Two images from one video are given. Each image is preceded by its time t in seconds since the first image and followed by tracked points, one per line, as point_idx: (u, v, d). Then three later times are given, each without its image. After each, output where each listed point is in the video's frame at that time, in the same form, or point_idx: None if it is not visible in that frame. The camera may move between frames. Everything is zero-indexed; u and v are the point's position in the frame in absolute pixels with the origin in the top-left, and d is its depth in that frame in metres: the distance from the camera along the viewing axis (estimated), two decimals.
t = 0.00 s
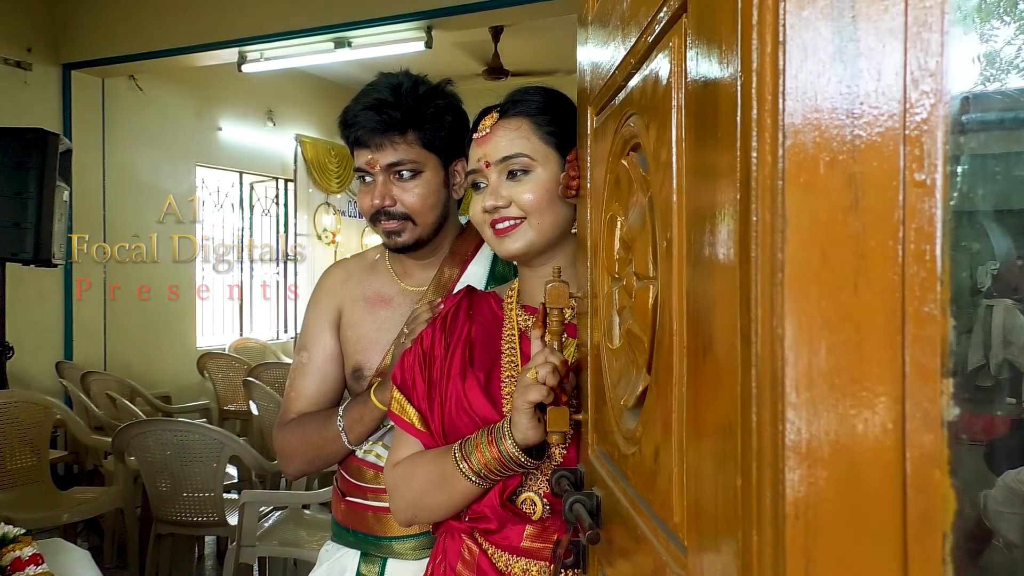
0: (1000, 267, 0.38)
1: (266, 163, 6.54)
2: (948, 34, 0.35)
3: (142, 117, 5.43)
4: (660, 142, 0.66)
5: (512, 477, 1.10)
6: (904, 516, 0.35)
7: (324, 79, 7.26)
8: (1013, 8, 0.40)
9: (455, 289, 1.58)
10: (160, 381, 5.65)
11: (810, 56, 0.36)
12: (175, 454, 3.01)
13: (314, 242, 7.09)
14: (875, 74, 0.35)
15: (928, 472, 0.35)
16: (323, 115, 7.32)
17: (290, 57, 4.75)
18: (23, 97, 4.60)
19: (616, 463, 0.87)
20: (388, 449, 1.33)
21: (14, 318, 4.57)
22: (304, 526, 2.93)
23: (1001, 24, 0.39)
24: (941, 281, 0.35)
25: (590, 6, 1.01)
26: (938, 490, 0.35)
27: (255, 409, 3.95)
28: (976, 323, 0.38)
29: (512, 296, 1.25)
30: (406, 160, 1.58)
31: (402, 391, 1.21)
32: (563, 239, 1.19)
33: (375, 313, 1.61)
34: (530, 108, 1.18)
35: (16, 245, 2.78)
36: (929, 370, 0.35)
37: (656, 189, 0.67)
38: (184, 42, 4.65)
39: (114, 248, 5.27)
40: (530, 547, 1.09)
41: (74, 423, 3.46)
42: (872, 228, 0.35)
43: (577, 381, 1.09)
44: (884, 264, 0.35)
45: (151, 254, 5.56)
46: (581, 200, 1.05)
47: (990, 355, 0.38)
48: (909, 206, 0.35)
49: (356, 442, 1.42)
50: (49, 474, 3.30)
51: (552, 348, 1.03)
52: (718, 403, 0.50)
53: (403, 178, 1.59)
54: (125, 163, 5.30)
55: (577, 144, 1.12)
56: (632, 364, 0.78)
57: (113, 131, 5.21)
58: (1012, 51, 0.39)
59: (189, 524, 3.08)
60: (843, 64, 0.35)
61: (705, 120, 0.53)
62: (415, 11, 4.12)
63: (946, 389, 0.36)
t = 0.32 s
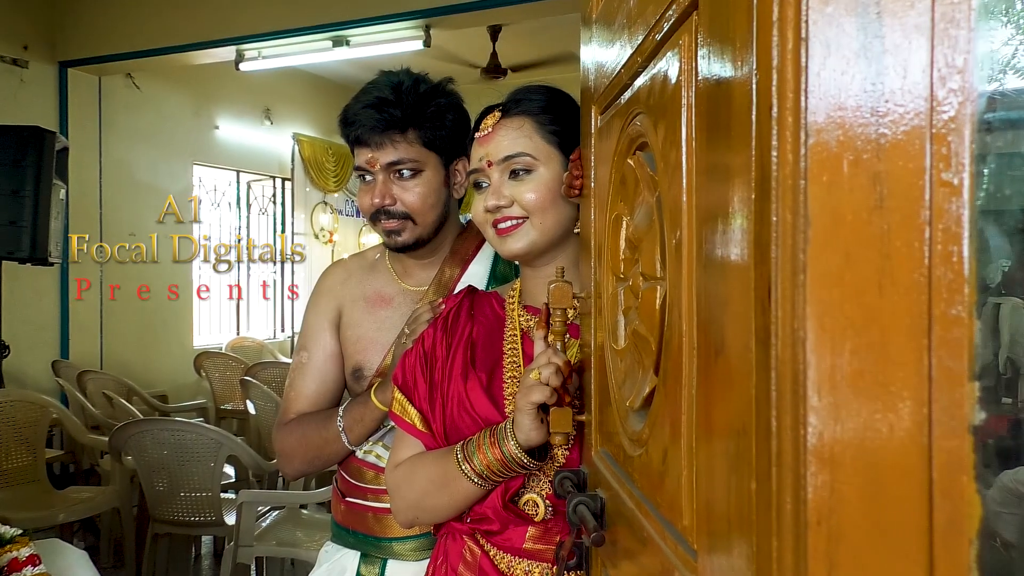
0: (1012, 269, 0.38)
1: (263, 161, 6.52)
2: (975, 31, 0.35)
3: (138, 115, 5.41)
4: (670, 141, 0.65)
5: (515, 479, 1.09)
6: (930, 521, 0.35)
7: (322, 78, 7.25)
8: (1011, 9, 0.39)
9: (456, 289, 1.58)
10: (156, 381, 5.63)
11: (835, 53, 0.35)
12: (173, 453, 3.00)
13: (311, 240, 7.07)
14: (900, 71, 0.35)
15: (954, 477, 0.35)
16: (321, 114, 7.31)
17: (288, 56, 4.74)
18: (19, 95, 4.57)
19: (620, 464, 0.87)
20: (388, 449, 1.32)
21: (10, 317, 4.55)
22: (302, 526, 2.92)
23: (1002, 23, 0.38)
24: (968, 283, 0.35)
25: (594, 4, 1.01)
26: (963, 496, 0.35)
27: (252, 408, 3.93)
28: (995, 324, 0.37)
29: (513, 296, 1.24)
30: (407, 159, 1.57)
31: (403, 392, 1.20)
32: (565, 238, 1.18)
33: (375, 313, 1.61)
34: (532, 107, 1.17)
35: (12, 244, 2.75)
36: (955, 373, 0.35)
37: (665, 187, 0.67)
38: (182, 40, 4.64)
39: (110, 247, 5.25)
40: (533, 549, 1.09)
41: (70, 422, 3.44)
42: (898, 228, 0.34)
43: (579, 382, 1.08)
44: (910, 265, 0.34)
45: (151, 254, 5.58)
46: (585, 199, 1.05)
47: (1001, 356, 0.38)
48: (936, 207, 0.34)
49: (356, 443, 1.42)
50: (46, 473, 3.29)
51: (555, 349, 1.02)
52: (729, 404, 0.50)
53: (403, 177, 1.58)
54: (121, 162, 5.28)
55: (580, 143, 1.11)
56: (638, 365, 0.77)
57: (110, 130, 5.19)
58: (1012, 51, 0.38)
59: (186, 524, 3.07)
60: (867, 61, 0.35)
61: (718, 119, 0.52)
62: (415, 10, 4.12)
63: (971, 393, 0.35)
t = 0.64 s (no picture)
0: None
1: (257, 160, 6.49)
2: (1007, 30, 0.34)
3: (132, 114, 5.37)
4: (679, 141, 0.64)
5: (516, 481, 1.08)
6: (962, 528, 0.34)
7: (316, 76, 7.23)
8: None
9: (455, 290, 1.57)
10: (149, 381, 5.60)
11: (862, 49, 0.34)
12: (167, 454, 2.98)
13: (305, 240, 7.06)
14: (931, 69, 0.34)
15: (987, 482, 0.34)
16: (315, 113, 7.28)
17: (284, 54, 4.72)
18: (11, 92, 4.54)
19: (625, 465, 0.86)
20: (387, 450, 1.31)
21: (3, 316, 4.52)
22: (297, 526, 2.92)
23: None
24: (1001, 287, 0.34)
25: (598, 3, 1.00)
26: (998, 501, 0.34)
27: (247, 408, 3.92)
28: None
29: (513, 297, 1.23)
30: (406, 159, 1.56)
31: (402, 393, 1.19)
32: (566, 238, 1.17)
33: (374, 313, 1.59)
34: (533, 107, 1.17)
35: (4, 243, 2.76)
36: (989, 377, 0.34)
37: (674, 187, 0.66)
38: (176, 38, 4.61)
39: (103, 246, 5.22)
40: (535, 551, 1.08)
41: (63, 422, 3.42)
42: (929, 228, 0.34)
43: (581, 383, 1.07)
44: (940, 267, 0.34)
45: (151, 254, 5.62)
46: (587, 199, 1.04)
47: None
48: (968, 207, 0.34)
49: (354, 444, 1.40)
50: (38, 474, 3.26)
51: (557, 349, 1.02)
52: (742, 404, 0.49)
53: (403, 177, 1.57)
54: (115, 160, 5.24)
55: (582, 143, 1.10)
56: (644, 365, 0.77)
57: (103, 128, 5.16)
58: None
59: (180, 525, 3.05)
60: (897, 57, 0.34)
61: (731, 118, 0.52)
62: (412, 8, 4.11)
63: (1003, 399, 0.34)
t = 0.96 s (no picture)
0: None
1: (250, 159, 6.46)
2: None
3: (124, 112, 5.34)
4: (689, 141, 0.64)
5: (518, 481, 1.08)
6: (999, 535, 0.33)
7: (310, 75, 7.21)
8: None
9: (454, 289, 1.56)
10: (142, 381, 5.57)
11: (895, 45, 0.34)
12: (161, 454, 2.96)
13: (299, 239, 7.03)
14: (966, 65, 0.33)
15: None
16: (309, 111, 7.25)
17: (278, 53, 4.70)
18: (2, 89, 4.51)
19: (630, 466, 0.85)
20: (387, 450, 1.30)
21: None
22: (293, 526, 2.90)
23: None
24: None
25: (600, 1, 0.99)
26: None
27: (241, 408, 3.90)
28: None
29: (514, 297, 1.22)
30: (405, 158, 1.55)
31: (403, 394, 1.18)
32: (567, 238, 1.16)
33: (372, 313, 1.58)
34: (534, 105, 1.16)
35: None
36: None
37: (683, 186, 0.66)
38: (169, 36, 4.59)
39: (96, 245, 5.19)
40: (537, 552, 1.07)
41: (55, 422, 3.40)
42: (964, 229, 0.33)
43: (583, 383, 1.07)
44: (975, 270, 0.33)
45: (152, 254, 5.67)
46: (590, 198, 1.03)
47: None
48: (1005, 207, 0.33)
49: (353, 444, 1.39)
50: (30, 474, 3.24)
51: (560, 350, 1.01)
52: (760, 407, 0.48)
53: (401, 176, 1.55)
54: (106, 159, 5.21)
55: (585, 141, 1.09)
56: (651, 366, 0.76)
57: (95, 125, 5.13)
58: None
59: (174, 525, 3.04)
60: (932, 54, 0.33)
61: (746, 118, 0.51)
62: (407, 6, 4.10)
63: None
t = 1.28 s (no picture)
0: None
1: (244, 157, 6.43)
2: None
3: (117, 109, 5.31)
4: (704, 140, 0.63)
5: (522, 483, 1.07)
6: None
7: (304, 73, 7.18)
8: None
9: (456, 289, 1.56)
10: (136, 380, 5.54)
11: (935, 40, 0.33)
12: (156, 453, 2.95)
13: (293, 238, 7.00)
14: (1009, 63, 0.32)
15: None
16: (303, 110, 7.23)
17: (273, 51, 4.68)
18: None
19: (639, 468, 0.85)
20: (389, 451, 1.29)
21: None
22: (289, 526, 2.89)
23: None
24: None
25: None
26: None
27: (236, 407, 3.88)
28: None
29: (518, 296, 1.21)
30: (407, 157, 1.54)
31: (406, 394, 1.17)
32: (571, 238, 1.15)
33: (373, 312, 1.57)
34: (538, 104, 1.14)
35: None
36: None
37: (697, 186, 0.65)
38: (163, 34, 4.57)
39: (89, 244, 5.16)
40: (542, 554, 1.06)
41: (49, 422, 3.38)
42: (1007, 233, 0.33)
43: (589, 385, 1.05)
44: (1017, 272, 0.32)
45: (151, 254, 5.67)
46: (595, 197, 1.02)
47: None
48: None
49: (354, 445, 1.38)
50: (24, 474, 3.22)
51: (566, 350, 1.00)
52: (782, 410, 0.48)
53: (403, 175, 1.55)
54: (100, 157, 5.18)
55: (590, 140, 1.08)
56: (661, 367, 0.76)
57: (88, 123, 5.10)
58: None
59: (169, 525, 3.02)
60: (972, 52, 0.33)
61: (767, 118, 0.50)
62: (405, 5, 4.09)
63: None
